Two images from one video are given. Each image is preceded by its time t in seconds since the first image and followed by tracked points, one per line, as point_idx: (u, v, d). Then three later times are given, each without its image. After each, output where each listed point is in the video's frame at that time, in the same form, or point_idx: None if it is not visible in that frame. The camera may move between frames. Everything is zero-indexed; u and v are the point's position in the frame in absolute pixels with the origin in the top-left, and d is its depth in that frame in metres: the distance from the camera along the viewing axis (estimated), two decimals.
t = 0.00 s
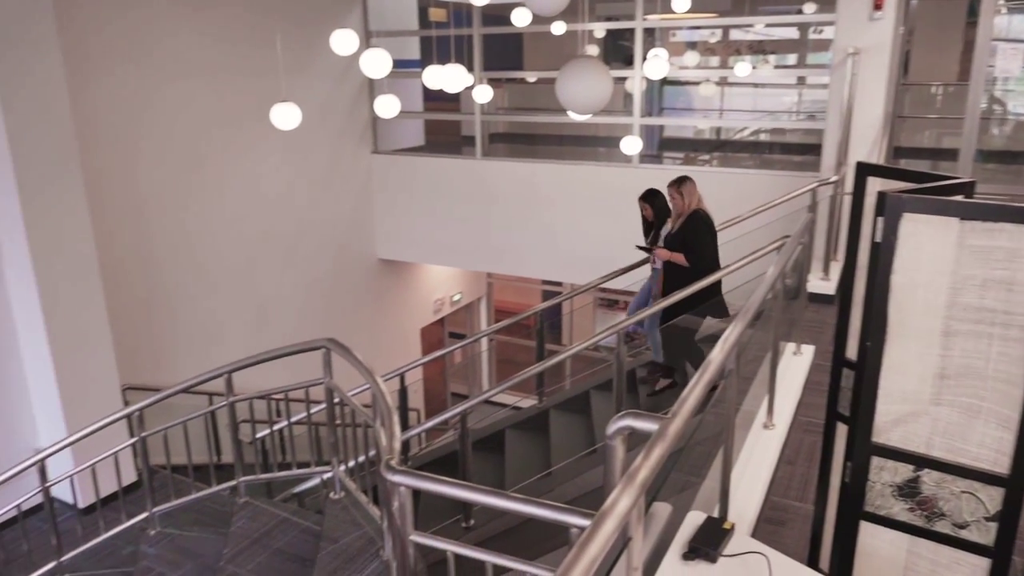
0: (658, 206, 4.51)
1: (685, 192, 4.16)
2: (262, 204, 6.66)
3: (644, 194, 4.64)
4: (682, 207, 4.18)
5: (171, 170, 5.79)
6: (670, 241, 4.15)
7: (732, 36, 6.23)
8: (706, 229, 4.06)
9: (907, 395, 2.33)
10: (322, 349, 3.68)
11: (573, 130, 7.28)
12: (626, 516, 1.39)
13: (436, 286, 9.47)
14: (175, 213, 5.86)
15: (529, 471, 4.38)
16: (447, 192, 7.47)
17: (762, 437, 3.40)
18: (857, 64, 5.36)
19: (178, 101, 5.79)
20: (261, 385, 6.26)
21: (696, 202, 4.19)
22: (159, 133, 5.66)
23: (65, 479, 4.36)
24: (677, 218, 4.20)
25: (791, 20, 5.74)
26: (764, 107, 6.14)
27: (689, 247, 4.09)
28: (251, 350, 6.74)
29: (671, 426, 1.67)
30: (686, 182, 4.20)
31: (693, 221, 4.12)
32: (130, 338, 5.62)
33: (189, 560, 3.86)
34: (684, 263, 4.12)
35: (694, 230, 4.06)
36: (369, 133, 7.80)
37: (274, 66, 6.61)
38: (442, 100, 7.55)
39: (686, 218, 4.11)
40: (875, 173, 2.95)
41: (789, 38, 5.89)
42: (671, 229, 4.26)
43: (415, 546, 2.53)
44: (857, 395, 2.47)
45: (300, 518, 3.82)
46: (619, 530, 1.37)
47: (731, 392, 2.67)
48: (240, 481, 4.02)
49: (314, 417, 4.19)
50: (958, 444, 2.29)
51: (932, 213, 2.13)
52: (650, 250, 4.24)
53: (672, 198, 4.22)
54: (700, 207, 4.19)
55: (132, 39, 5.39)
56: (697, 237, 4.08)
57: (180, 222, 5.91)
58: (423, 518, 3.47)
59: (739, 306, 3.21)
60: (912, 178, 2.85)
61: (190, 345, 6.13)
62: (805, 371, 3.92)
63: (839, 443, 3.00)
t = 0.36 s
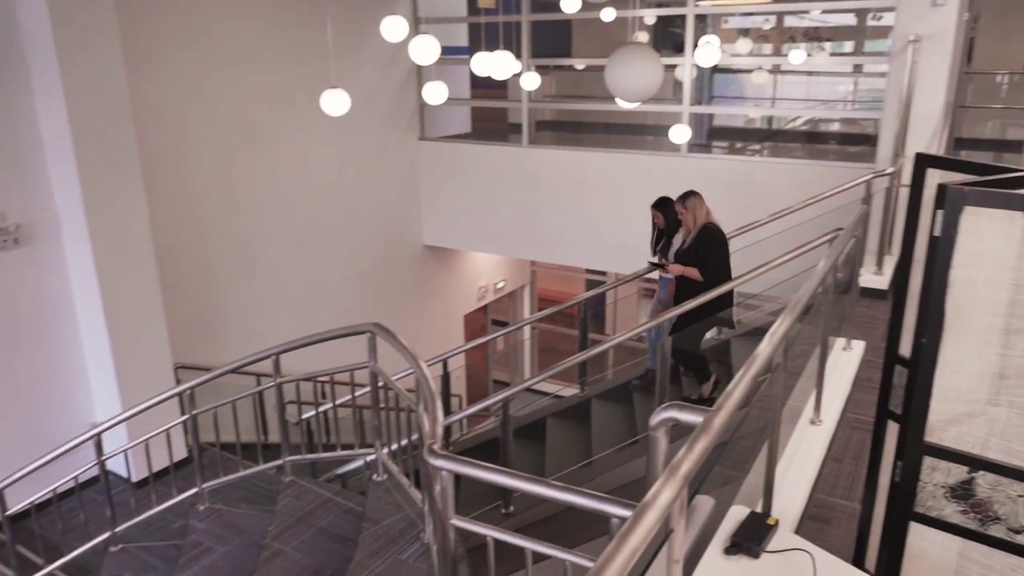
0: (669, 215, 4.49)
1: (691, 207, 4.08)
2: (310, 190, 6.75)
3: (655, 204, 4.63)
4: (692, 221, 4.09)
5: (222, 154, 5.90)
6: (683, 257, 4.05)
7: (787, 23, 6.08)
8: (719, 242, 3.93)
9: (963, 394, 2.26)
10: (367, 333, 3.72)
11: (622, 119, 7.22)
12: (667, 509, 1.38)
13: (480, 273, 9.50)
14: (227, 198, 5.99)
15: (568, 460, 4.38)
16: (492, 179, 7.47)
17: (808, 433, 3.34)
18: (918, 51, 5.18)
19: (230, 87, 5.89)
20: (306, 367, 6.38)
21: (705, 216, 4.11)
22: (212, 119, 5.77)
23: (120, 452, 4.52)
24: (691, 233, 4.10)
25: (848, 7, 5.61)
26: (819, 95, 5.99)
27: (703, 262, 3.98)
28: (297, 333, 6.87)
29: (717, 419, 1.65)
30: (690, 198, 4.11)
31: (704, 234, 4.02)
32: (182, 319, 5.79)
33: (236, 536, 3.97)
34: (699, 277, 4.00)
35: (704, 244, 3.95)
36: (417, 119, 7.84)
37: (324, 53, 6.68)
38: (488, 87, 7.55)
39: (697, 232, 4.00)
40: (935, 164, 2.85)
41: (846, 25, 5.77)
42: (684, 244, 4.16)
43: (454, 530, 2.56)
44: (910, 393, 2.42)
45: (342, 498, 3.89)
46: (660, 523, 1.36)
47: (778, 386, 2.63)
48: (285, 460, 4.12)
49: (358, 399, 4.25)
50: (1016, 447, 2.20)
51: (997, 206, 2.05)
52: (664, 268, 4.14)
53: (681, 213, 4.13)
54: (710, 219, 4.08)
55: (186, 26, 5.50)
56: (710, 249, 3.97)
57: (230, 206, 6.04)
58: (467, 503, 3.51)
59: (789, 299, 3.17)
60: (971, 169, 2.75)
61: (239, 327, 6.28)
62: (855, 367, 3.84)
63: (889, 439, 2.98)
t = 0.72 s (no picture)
0: (686, 219, 4.53)
1: (715, 223, 4.05)
2: (368, 177, 6.84)
3: (673, 204, 4.64)
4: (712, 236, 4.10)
5: (283, 140, 6.02)
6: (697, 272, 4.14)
7: (858, 11, 6.08)
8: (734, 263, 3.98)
9: None
10: (421, 319, 3.77)
11: (679, 109, 7.33)
12: (721, 507, 1.36)
13: (534, 262, 9.50)
14: (287, 183, 6.12)
15: (617, 452, 4.36)
16: (547, 168, 7.45)
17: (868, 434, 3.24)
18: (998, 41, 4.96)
19: (293, 74, 6.00)
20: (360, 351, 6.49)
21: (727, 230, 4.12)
22: (274, 106, 5.89)
23: (184, 427, 4.69)
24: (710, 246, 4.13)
25: None
26: (889, 86, 5.99)
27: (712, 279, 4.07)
28: (353, 318, 7.00)
29: (775, 416, 1.62)
30: (716, 211, 4.10)
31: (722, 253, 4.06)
32: (241, 300, 5.97)
33: (292, 513, 4.09)
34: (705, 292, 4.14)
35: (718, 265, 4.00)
36: (475, 108, 7.87)
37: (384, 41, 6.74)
38: (546, 76, 7.62)
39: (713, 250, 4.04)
40: (1013, 160, 2.52)
41: (920, 12, 5.74)
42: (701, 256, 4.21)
43: (503, 517, 2.57)
44: (979, 397, 2.32)
45: (393, 481, 3.96)
46: (712, 520, 1.35)
47: (838, 385, 2.56)
48: (339, 442, 4.21)
49: (411, 384, 4.30)
50: None
51: None
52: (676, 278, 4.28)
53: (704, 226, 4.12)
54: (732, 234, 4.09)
55: (252, 14, 5.62)
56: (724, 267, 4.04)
57: (290, 191, 6.16)
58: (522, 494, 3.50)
59: (853, 297, 3.10)
60: None
61: (296, 310, 6.43)
62: (920, 369, 3.71)
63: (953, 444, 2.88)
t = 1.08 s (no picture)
0: (702, 224, 4.64)
1: (727, 222, 4.09)
2: (421, 160, 6.87)
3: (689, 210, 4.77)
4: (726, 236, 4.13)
5: (340, 124, 6.09)
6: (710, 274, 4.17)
7: None
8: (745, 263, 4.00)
9: None
10: (472, 303, 3.79)
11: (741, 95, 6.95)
12: (772, 502, 1.34)
13: (585, 250, 9.44)
14: (343, 165, 6.19)
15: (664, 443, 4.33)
16: (601, 154, 7.39)
17: (927, 434, 3.15)
18: None
19: (350, 57, 6.05)
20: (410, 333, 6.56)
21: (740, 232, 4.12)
22: (331, 89, 5.96)
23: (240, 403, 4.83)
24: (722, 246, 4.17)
25: None
26: (961, 74, 5.72)
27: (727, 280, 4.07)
28: (403, 300, 7.08)
29: (832, 411, 1.58)
30: (730, 213, 4.10)
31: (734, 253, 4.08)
32: (296, 279, 6.10)
33: (341, 490, 4.19)
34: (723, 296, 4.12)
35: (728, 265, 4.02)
36: (530, 93, 7.84)
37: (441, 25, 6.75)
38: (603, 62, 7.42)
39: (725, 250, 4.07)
40: None
41: None
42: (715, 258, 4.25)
43: (550, 503, 2.57)
44: None
45: (441, 462, 4.01)
46: (763, 515, 1.33)
47: (899, 382, 2.49)
48: (389, 422, 4.28)
49: (460, 367, 4.33)
50: None
51: None
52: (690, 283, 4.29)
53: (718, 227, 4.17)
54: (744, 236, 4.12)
55: None
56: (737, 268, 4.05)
57: (346, 174, 6.24)
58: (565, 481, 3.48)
59: (915, 291, 3.02)
60: None
61: (349, 291, 6.54)
62: (985, 368, 3.58)
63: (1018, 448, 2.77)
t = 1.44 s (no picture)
0: (715, 234, 4.71)
1: (742, 230, 4.13)
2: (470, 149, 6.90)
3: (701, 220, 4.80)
4: (739, 244, 4.18)
5: (389, 111, 6.13)
6: (724, 283, 4.21)
7: None
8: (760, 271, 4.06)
9: None
10: (518, 292, 3.79)
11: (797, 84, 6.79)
12: (819, 504, 1.32)
13: (632, 241, 9.36)
14: (392, 152, 6.25)
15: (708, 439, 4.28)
16: (651, 145, 7.31)
17: (983, 439, 3.05)
18: None
19: (402, 45, 6.08)
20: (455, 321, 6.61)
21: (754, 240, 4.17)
22: (382, 77, 6.00)
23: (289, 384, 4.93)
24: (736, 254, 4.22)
25: None
26: None
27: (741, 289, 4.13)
28: (449, 288, 7.13)
29: (885, 413, 1.54)
30: (744, 220, 4.15)
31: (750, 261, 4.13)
32: (344, 265, 6.19)
33: (385, 473, 4.25)
34: (735, 305, 4.17)
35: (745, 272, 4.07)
36: (580, 82, 7.78)
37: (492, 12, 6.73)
38: (656, 50, 7.30)
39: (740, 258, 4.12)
40: None
41: None
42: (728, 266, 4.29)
43: (591, 494, 2.57)
44: None
45: (483, 450, 4.03)
46: (809, 515, 1.31)
47: (957, 384, 2.40)
48: (433, 408, 4.32)
49: (505, 355, 4.34)
50: None
51: None
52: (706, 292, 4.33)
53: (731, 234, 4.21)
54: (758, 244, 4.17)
55: None
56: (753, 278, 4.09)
57: (395, 162, 6.30)
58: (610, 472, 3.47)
59: (976, 292, 2.92)
60: None
61: (396, 278, 6.61)
62: None
63: None
